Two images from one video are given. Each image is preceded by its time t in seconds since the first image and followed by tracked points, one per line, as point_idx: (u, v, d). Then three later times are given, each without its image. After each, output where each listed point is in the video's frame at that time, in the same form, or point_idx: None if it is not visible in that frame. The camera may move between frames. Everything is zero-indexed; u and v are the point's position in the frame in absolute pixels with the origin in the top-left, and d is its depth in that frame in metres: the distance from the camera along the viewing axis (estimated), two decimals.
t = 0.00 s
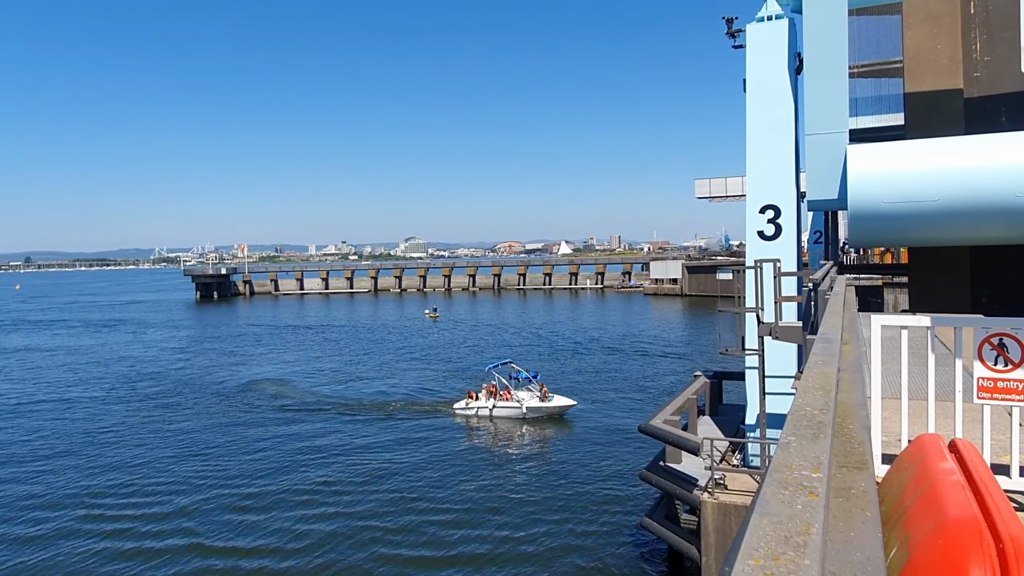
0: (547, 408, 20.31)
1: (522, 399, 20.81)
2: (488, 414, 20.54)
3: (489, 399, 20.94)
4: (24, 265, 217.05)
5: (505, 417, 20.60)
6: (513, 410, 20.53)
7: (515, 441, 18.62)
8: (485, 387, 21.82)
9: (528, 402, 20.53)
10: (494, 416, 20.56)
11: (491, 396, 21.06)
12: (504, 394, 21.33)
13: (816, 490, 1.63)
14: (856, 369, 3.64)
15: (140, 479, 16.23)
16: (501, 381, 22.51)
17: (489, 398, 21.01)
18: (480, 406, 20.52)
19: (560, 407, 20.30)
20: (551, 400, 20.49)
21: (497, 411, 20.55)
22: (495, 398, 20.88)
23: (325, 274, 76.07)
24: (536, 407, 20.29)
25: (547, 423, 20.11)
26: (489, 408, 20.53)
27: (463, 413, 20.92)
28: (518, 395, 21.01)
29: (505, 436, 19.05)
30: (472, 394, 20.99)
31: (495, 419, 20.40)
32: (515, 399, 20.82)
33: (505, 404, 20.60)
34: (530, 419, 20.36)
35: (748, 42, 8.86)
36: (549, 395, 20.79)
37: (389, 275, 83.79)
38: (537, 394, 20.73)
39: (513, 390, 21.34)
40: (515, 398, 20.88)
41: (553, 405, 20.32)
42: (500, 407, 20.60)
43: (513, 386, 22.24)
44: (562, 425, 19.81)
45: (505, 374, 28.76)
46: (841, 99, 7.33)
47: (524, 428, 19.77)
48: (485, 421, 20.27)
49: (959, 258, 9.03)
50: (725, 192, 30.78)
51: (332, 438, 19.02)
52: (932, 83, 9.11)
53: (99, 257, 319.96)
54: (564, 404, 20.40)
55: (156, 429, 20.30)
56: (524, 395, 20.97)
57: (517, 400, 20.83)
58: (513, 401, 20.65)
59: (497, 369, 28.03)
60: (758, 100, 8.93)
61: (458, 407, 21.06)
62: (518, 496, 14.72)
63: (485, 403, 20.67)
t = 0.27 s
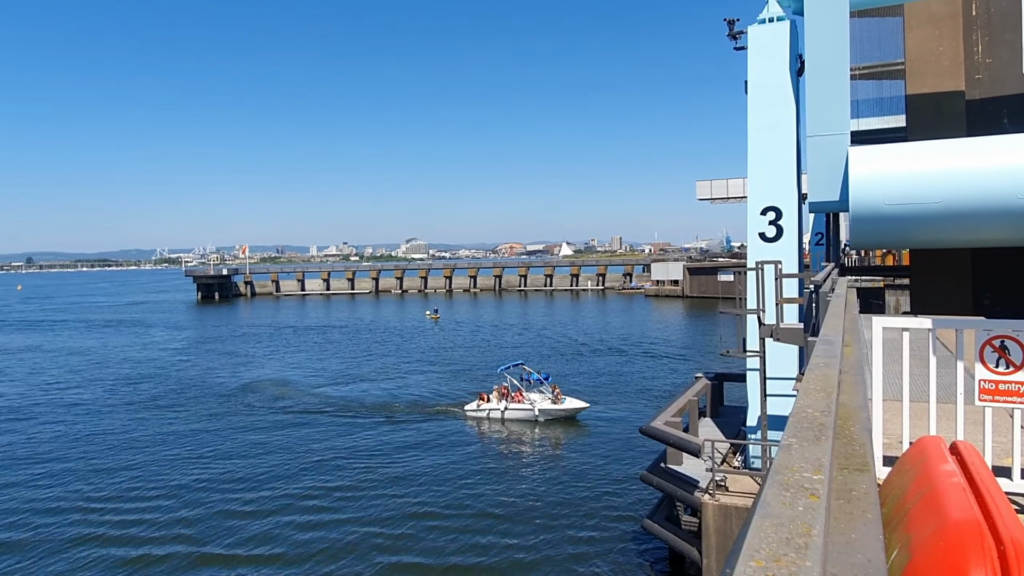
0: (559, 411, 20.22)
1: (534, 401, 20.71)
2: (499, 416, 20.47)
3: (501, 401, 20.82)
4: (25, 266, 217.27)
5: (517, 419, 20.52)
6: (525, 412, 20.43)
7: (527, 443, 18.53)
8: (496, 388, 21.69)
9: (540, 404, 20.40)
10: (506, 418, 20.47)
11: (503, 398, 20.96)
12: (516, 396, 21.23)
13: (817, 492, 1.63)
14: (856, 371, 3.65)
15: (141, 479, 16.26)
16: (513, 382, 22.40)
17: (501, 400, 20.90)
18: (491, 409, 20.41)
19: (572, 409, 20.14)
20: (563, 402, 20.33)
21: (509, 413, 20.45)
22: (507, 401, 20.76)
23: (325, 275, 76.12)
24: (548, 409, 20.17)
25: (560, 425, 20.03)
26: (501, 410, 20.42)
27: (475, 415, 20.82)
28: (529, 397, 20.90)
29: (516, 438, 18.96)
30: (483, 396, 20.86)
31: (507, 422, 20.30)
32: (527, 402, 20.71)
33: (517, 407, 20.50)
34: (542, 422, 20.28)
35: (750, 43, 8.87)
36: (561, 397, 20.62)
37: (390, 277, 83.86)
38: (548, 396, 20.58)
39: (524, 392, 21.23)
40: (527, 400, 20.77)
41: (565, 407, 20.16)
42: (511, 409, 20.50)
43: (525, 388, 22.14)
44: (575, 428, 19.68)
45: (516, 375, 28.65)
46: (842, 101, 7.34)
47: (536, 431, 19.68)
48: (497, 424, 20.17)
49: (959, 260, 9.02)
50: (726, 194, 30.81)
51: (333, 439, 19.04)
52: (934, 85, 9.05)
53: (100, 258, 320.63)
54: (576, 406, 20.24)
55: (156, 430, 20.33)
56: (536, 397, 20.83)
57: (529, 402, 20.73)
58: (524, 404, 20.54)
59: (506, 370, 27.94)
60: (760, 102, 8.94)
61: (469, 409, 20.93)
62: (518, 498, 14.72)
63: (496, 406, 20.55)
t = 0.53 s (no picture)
0: (570, 413, 20.12)
1: (544, 402, 20.61)
2: (509, 418, 20.35)
3: (511, 402, 20.72)
4: (25, 265, 217.27)
5: (527, 421, 20.44)
6: (536, 414, 20.35)
7: (537, 445, 18.46)
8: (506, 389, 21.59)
9: (551, 406, 20.32)
10: (516, 419, 20.38)
11: (513, 400, 20.85)
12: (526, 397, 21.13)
13: (816, 496, 1.63)
14: (856, 373, 3.64)
15: (139, 480, 16.26)
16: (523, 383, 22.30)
17: (511, 401, 20.80)
18: (502, 410, 20.30)
19: (583, 410, 20.07)
20: (574, 403, 20.27)
21: (519, 415, 20.36)
22: (517, 402, 20.67)
23: (325, 275, 76.11)
24: (554, 411, 20.11)
25: (571, 427, 19.95)
26: (511, 412, 20.33)
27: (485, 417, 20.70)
28: (540, 398, 20.81)
29: (526, 440, 18.89)
30: (494, 397, 20.74)
31: (517, 424, 20.22)
32: (537, 403, 20.62)
33: (527, 408, 20.40)
34: (553, 424, 20.19)
35: (750, 45, 8.87)
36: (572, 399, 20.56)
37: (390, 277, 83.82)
38: (559, 398, 20.52)
39: (535, 393, 21.14)
40: (538, 402, 20.68)
41: (576, 409, 20.09)
42: (521, 411, 20.41)
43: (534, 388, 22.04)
44: (586, 429, 19.60)
45: (525, 376, 28.54)
46: (842, 102, 7.34)
47: (547, 432, 19.58)
48: (507, 426, 20.08)
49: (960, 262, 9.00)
50: (726, 195, 30.82)
51: (332, 439, 19.03)
52: (935, 87, 9.05)
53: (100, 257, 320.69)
54: (587, 408, 20.17)
55: (155, 431, 20.33)
56: (547, 398, 20.76)
57: (540, 404, 20.64)
58: (535, 405, 20.44)
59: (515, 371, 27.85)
60: (760, 103, 8.94)
61: (478, 410, 20.83)
62: (517, 499, 14.72)
63: (507, 407, 20.46)
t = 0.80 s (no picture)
0: (579, 416, 20.05)
1: (552, 405, 20.55)
2: (517, 420, 20.26)
3: (519, 405, 20.63)
4: (21, 265, 216.56)
5: (535, 424, 20.35)
6: (544, 417, 20.26)
7: (546, 448, 18.37)
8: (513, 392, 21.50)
9: (559, 409, 20.26)
10: (524, 422, 20.29)
11: (521, 402, 20.77)
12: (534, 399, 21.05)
13: (810, 500, 1.62)
14: (852, 377, 3.63)
15: (135, 482, 16.23)
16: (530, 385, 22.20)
17: (519, 403, 20.72)
18: (510, 413, 20.22)
19: (592, 413, 20.01)
20: (583, 406, 20.22)
21: (527, 418, 20.27)
22: (525, 405, 20.58)
23: (324, 276, 76.03)
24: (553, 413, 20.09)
25: (579, 431, 19.87)
26: (519, 415, 20.24)
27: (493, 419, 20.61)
28: (548, 401, 20.72)
29: (534, 442, 18.79)
30: (502, 399, 20.66)
31: (525, 427, 20.13)
32: (545, 406, 20.53)
33: (535, 411, 20.31)
34: (562, 427, 20.11)
35: (748, 47, 8.88)
36: (581, 402, 20.51)
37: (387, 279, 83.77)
38: (568, 401, 20.48)
39: (543, 396, 21.05)
40: (546, 404, 20.59)
41: (585, 412, 20.04)
42: (530, 414, 20.32)
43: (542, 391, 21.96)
44: (595, 432, 19.53)
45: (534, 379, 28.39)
46: (839, 105, 7.35)
47: (556, 435, 19.50)
48: (516, 428, 19.98)
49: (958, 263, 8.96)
50: (724, 197, 30.87)
51: (329, 441, 19.00)
52: (931, 90, 9.14)
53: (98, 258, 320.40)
54: (596, 411, 20.12)
55: (152, 432, 20.30)
56: (555, 401, 20.70)
57: (548, 406, 20.54)
58: (544, 408, 20.37)
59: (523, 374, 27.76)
60: (757, 106, 8.95)
61: (486, 412, 20.73)
62: (514, 501, 14.71)
63: (515, 410, 20.36)
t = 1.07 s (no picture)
0: (583, 417, 19.95)
1: (556, 406, 20.45)
2: (521, 422, 20.16)
3: (522, 406, 20.53)
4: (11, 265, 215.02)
5: (539, 425, 20.23)
6: (548, 418, 20.16)
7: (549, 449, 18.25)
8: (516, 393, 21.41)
9: (563, 410, 20.16)
10: (528, 424, 20.17)
11: (524, 403, 20.67)
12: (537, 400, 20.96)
13: (793, 503, 1.61)
14: (840, 378, 3.64)
15: (124, 484, 16.12)
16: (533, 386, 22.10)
17: (522, 405, 20.62)
18: (514, 414, 20.12)
19: (596, 414, 19.93)
20: (586, 408, 20.14)
21: (530, 419, 20.16)
22: (528, 406, 20.48)
23: (315, 277, 75.76)
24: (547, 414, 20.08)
25: (583, 432, 19.76)
26: (522, 416, 20.13)
27: (496, 420, 20.50)
28: (551, 403, 20.62)
29: (537, 444, 18.67)
30: (504, 401, 20.57)
31: (528, 428, 20.01)
32: (549, 407, 20.43)
33: (538, 412, 20.21)
34: (566, 428, 19.99)
35: (740, 49, 8.90)
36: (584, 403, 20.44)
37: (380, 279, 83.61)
38: (572, 402, 20.39)
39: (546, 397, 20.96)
40: (549, 406, 20.49)
41: (589, 413, 19.95)
42: (533, 415, 20.21)
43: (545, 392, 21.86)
44: (599, 433, 19.45)
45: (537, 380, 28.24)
46: (831, 107, 7.36)
47: (560, 436, 19.40)
48: (519, 430, 19.87)
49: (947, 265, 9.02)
50: (717, 198, 30.97)
51: (321, 443, 18.93)
52: (921, 92, 9.13)
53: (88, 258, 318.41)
54: (600, 412, 20.03)
55: (142, 433, 20.18)
56: (559, 402, 20.60)
57: (551, 407, 20.44)
58: (547, 409, 20.27)
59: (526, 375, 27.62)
60: (750, 107, 8.97)
61: (488, 414, 20.62)
62: (505, 503, 14.68)
63: (518, 411, 20.26)
